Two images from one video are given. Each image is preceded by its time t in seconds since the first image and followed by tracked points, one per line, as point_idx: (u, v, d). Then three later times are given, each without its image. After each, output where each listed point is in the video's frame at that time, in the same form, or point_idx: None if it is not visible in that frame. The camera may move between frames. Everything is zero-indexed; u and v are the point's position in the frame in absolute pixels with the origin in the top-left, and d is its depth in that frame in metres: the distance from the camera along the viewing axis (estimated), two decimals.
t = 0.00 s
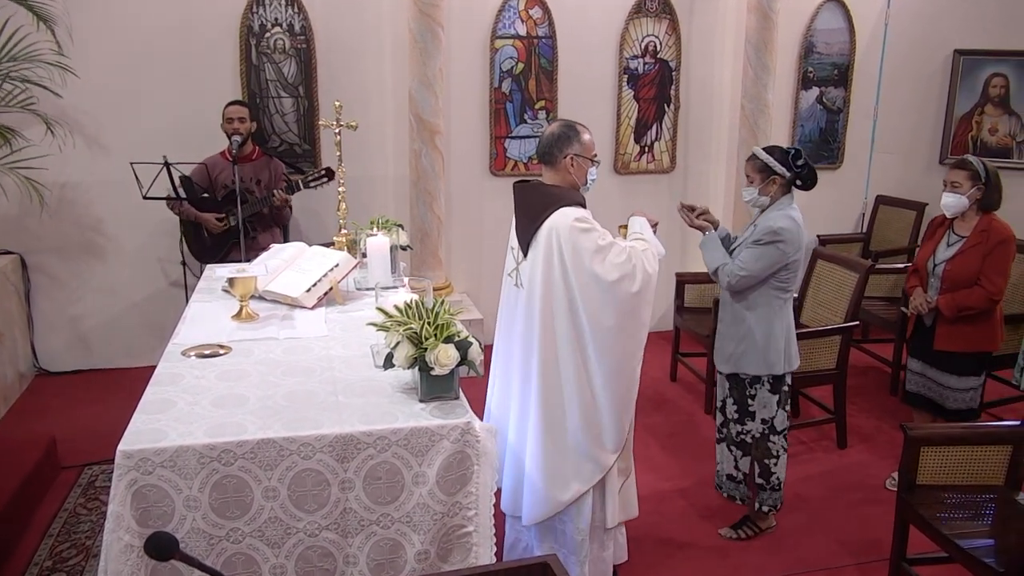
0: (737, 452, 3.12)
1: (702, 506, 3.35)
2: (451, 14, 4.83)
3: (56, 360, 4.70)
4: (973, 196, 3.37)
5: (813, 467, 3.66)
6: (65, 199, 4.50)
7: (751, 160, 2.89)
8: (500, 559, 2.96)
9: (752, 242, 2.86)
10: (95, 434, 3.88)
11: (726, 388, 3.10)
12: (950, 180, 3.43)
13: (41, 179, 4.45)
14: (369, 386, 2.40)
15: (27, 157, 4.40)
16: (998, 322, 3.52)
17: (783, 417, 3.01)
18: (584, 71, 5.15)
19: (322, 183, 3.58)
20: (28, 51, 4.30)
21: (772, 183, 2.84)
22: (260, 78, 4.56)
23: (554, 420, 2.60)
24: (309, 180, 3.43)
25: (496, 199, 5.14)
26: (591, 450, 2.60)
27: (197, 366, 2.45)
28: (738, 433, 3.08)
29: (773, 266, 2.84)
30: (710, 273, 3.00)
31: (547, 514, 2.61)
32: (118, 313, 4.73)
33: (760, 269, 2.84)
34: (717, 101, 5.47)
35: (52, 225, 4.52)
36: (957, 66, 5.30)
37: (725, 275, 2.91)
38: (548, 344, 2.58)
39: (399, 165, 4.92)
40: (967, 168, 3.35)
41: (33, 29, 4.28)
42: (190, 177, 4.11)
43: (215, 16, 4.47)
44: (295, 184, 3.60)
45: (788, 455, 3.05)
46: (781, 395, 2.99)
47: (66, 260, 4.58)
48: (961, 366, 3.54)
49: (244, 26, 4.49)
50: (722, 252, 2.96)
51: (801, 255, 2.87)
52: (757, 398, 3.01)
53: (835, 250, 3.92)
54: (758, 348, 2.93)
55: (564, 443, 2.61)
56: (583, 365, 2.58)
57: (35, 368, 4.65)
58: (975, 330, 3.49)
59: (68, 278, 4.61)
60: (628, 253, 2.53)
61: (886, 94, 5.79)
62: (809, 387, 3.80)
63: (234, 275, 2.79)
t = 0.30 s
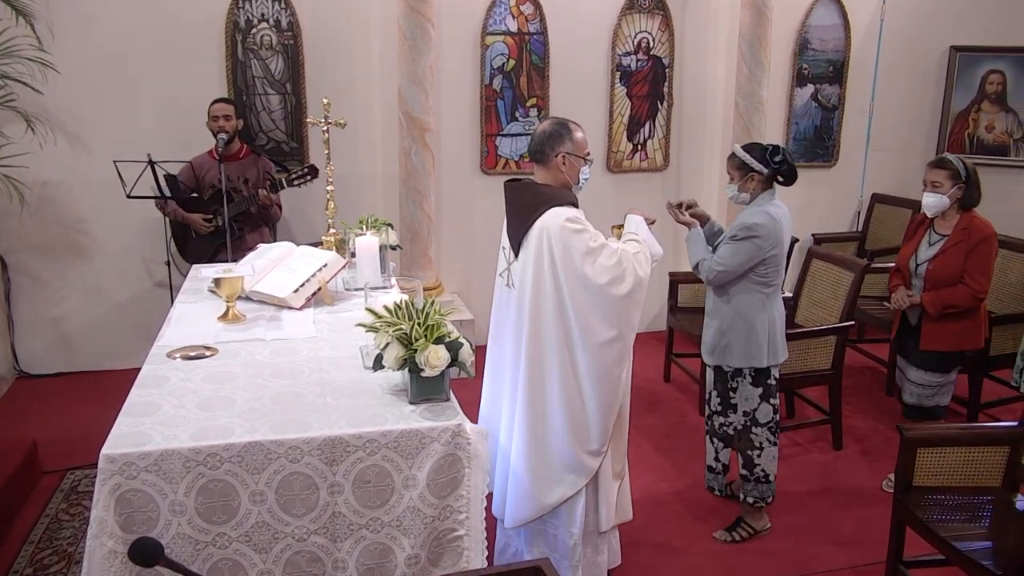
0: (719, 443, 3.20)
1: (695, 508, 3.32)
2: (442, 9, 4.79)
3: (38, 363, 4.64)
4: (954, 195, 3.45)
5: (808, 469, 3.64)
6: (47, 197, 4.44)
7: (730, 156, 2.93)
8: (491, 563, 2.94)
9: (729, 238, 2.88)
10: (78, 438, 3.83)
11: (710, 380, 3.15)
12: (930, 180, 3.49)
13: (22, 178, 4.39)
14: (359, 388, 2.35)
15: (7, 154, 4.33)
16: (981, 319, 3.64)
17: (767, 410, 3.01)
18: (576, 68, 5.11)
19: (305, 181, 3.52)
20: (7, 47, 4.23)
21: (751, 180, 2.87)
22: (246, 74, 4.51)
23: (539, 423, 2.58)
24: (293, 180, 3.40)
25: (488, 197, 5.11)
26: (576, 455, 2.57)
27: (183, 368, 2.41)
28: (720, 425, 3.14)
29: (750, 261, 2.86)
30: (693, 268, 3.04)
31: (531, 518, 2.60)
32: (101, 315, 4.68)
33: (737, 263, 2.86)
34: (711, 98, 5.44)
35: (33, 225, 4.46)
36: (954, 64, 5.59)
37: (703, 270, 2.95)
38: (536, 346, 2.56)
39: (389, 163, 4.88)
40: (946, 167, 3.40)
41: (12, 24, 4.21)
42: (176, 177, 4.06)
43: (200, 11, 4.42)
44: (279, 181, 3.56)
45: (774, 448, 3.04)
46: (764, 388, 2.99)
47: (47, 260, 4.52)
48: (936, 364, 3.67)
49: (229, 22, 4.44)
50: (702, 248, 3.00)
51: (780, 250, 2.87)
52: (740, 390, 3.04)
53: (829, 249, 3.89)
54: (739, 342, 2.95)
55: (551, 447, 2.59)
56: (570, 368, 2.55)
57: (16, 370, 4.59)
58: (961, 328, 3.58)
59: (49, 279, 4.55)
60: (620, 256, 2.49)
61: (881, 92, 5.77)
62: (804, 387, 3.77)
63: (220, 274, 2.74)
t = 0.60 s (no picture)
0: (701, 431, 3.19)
1: (688, 512, 3.29)
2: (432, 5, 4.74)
3: (20, 365, 4.60)
4: (933, 197, 3.08)
5: (803, 471, 3.61)
6: (27, 196, 4.38)
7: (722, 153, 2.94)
8: (483, 568, 2.91)
9: (714, 232, 2.88)
10: (60, 442, 3.79)
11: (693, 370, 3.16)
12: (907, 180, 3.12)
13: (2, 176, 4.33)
14: (347, 391, 2.31)
15: None
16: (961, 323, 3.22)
17: (744, 399, 3.01)
18: (567, 65, 5.07)
19: (288, 180, 3.51)
20: None
21: (738, 177, 2.88)
22: (232, 71, 4.46)
23: (532, 425, 2.55)
24: (277, 177, 3.35)
25: (479, 196, 5.07)
26: (568, 459, 2.54)
27: (168, 370, 2.36)
28: (700, 413, 3.15)
29: (733, 255, 2.84)
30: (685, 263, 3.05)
31: (524, 523, 2.56)
32: (83, 316, 4.63)
33: (720, 257, 2.85)
34: (704, 95, 5.42)
35: (14, 224, 4.40)
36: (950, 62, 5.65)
37: (690, 263, 2.96)
38: (528, 348, 2.53)
39: (378, 161, 4.84)
40: (926, 166, 3.05)
41: None
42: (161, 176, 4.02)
43: (184, 6, 4.36)
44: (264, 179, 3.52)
45: (750, 438, 3.03)
46: (741, 377, 2.99)
47: (28, 261, 4.47)
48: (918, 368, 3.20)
49: (214, 17, 4.39)
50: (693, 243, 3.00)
51: (765, 244, 2.84)
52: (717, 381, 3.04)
53: (823, 249, 3.87)
54: (722, 337, 2.94)
55: (543, 450, 2.56)
56: (561, 370, 2.53)
57: None
58: (942, 334, 3.16)
59: (31, 280, 4.50)
60: (610, 258, 2.46)
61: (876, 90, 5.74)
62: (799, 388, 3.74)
63: (206, 275, 2.69)
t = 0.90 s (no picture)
0: (680, 418, 3.23)
1: (683, 515, 3.25)
2: None
3: (3, 368, 4.54)
4: (907, 198, 2.94)
5: (798, 474, 3.58)
6: (9, 195, 4.33)
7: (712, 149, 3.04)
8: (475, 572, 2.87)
9: (700, 226, 2.98)
10: (44, 446, 3.74)
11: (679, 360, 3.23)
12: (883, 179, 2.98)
13: None
14: (336, 393, 2.27)
15: None
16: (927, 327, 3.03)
17: (724, 391, 3.12)
18: (560, 61, 5.04)
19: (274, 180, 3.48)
20: None
21: (725, 172, 2.97)
22: (218, 67, 4.41)
23: (523, 427, 2.52)
24: (263, 176, 3.34)
25: (470, 194, 5.03)
26: (559, 462, 2.51)
27: (153, 373, 2.32)
28: (683, 401, 3.21)
29: (716, 248, 2.94)
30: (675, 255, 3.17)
31: (516, 526, 2.54)
32: (67, 318, 4.57)
33: (704, 250, 2.95)
34: (698, 89, 5.38)
35: None
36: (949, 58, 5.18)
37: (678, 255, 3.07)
38: (520, 348, 2.49)
39: (368, 159, 4.80)
40: (902, 166, 2.93)
41: None
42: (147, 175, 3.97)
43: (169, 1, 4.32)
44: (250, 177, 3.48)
45: (725, 428, 3.15)
46: (722, 370, 3.08)
47: (11, 261, 4.42)
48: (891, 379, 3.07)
49: (201, 13, 4.34)
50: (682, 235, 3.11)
51: (747, 238, 2.92)
52: (699, 371, 3.13)
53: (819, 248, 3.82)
54: (704, 329, 3.04)
55: (534, 452, 2.53)
56: (553, 371, 2.49)
57: None
58: (905, 338, 3.02)
59: (14, 281, 4.45)
60: (604, 260, 2.43)
61: (872, 88, 5.71)
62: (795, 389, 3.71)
63: (192, 275, 2.64)
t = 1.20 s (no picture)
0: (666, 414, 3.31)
1: (681, 518, 3.22)
2: None
3: None
4: (882, 195, 2.86)
5: (797, 477, 3.54)
6: None
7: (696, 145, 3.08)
8: None
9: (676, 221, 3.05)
10: (28, 451, 3.70)
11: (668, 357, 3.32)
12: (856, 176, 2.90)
13: None
14: (328, 394, 2.23)
15: None
16: (903, 328, 2.94)
17: (703, 387, 3.17)
18: (556, 57, 5.00)
19: (266, 180, 3.45)
20: None
21: (705, 169, 3.01)
22: (207, 63, 4.37)
23: (512, 429, 2.49)
24: (253, 177, 3.35)
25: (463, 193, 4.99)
26: (550, 465, 2.48)
27: (140, 375, 2.27)
28: (669, 397, 3.28)
29: (687, 243, 3.01)
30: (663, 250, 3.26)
31: (503, 528, 2.50)
32: (53, 319, 4.53)
33: (677, 244, 3.03)
34: (696, 84, 5.33)
35: None
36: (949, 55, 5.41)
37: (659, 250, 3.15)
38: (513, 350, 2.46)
39: (359, 157, 4.76)
40: (876, 161, 2.83)
41: None
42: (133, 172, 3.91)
43: None
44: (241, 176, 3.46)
45: (709, 425, 3.20)
46: (699, 368, 3.14)
47: None
48: (875, 385, 3.01)
49: (188, 8, 4.29)
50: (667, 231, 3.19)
51: (719, 233, 2.96)
52: (680, 369, 3.21)
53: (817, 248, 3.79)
54: (682, 324, 3.11)
55: (523, 455, 2.50)
56: (545, 373, 2.46)
57: None
58: (879, 340, 2.94)
59: None
60: (600, 263, 2.40)
61: (872, 85, 5.65)
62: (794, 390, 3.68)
63: (181, 275, 2.60)
